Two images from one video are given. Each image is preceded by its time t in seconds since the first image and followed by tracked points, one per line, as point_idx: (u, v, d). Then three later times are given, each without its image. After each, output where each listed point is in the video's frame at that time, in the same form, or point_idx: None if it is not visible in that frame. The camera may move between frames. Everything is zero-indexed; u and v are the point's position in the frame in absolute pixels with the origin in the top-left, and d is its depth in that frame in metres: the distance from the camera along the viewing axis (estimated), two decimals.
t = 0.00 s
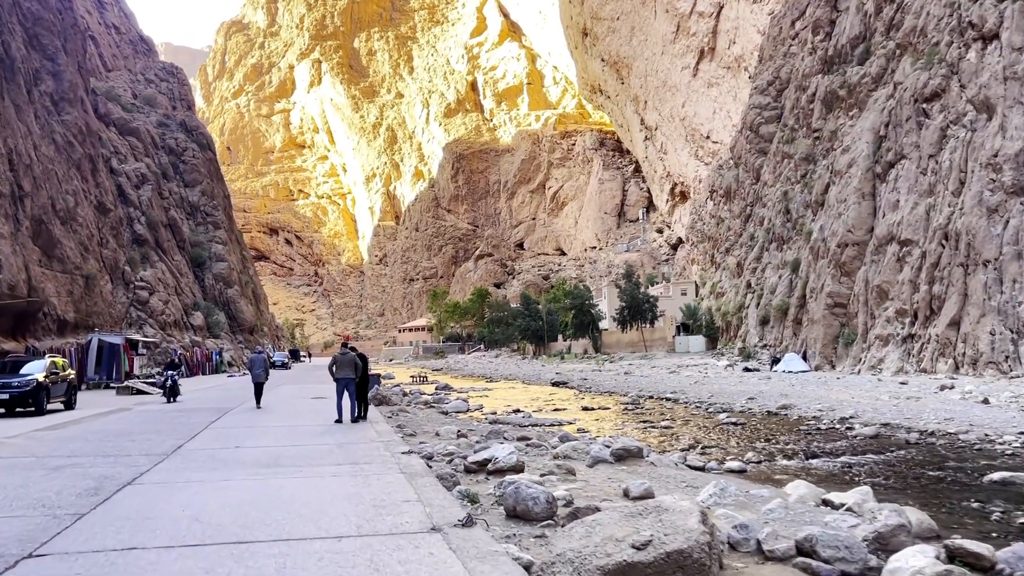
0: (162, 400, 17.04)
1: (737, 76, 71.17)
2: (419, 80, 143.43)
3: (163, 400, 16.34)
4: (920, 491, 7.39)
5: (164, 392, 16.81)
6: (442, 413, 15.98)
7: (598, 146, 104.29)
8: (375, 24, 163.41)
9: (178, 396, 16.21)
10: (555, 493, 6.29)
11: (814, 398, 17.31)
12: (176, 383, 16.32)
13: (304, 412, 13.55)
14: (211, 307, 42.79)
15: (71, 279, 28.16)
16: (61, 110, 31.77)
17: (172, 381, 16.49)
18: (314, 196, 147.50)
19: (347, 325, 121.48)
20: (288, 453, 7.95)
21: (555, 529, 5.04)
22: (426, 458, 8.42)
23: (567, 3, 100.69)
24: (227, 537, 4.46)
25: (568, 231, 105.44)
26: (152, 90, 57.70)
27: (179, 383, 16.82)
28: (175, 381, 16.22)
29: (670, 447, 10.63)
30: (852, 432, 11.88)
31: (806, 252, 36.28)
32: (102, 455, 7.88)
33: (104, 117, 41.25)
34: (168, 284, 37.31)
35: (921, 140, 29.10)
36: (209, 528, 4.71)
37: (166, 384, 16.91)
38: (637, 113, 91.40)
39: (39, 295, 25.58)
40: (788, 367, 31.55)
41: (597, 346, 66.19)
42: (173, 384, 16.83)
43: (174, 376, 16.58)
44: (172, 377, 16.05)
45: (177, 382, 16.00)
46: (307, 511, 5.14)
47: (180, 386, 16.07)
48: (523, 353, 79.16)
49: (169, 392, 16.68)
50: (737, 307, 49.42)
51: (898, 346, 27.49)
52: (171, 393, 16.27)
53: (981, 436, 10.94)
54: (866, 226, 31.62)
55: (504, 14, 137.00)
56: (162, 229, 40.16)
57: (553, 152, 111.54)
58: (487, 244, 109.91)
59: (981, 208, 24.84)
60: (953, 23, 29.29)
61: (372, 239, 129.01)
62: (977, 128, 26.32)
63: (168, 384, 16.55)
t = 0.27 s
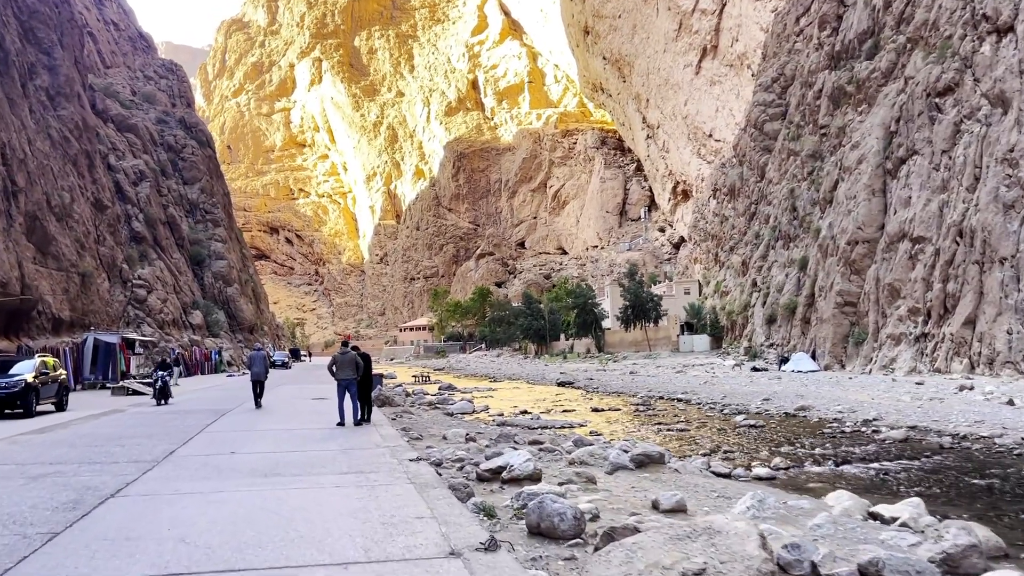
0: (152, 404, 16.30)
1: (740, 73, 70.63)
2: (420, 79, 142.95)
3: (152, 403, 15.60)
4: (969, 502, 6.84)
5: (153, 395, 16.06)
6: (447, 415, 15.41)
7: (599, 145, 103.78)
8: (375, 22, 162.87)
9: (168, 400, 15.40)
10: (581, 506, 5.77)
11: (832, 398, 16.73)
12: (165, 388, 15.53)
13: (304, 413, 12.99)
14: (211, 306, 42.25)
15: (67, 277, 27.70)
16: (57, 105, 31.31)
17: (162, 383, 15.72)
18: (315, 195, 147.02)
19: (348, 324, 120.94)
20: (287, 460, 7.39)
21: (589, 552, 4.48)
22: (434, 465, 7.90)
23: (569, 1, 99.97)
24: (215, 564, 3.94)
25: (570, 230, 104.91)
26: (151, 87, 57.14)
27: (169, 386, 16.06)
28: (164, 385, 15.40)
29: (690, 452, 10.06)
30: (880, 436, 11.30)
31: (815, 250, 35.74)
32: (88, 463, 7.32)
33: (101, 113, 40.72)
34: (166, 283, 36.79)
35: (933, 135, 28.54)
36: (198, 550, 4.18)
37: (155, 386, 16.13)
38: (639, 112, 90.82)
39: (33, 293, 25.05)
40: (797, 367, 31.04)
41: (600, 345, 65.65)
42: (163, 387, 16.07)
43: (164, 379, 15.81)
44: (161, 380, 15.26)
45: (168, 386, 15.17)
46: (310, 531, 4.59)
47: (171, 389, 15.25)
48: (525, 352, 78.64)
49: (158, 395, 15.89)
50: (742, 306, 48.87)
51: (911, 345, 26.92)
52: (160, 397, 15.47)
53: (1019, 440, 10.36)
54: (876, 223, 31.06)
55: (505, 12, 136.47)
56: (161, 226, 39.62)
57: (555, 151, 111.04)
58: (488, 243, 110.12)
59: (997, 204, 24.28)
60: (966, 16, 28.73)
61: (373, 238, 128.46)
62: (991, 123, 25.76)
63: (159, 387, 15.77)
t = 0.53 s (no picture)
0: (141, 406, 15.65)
1: (743, 71, 70.08)
2: (421, 78, 142.46)
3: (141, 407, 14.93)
4: None
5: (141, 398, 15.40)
6: (453, 417, 14.84)
7: (602, 144, 103.22)
8: (376, 21, 162.33)
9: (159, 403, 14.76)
10: (614, 523, 5.24)
11: (851, 399, 16.14)
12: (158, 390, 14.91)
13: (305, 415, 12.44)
14: (210, 305, 41.68)
15: (62, 274, 27.22)
16: (53, 100, 30.85)
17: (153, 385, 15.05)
18: (316, 194, 146.43)
19: (348, 323, 120.30)
20: (286, 468, 6.81)
21: None
22: (446, 474, 7.35)
23: None
24: None
25: (571, 229, 104.28)
26: (150, 84, 56.57)
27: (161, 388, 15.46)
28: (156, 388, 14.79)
29: (715, 457, 9.48)
30: (911, 440, 10.71)
31: (824, 247, 35.17)
32: (70, 472, 6.77)
33: (99, 109, 40.16)
34: (165, 281, 36.26)
35: (947, 130, 27.98)
36: None
37: (144, 389, 15.48)
38: (641, 110, 90.16)
39: (27, 290, 24.54)
40: (807, 367, 30.51)
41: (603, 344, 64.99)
42: (152, 390, 15.35)
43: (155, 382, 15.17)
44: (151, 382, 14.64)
45: (159, 388, 14.56)
46: (309, 555, 4.04)
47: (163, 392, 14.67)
48: (527, 352, 78.02)
49: (147, 398, 15.23)
50: (748, 305, 48.27)
51: (925, 345, 26.32)
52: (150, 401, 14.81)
53: None
54: (888, 220, 30.48)
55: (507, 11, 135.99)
56: (159, 224, 39.06)
57: (556, 150, 110.50)
58: (489, 243, 109.84)
59: (1014, 200, 23.70)
60: (981, 9, 28.20)
61: (374, 238, 127.83)
62: (1008, 117, 25.21)
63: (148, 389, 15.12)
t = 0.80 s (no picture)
0: (127, 410, 14.96)
1: (746, 69, 69.53)
2: (422, 76, 141.97)
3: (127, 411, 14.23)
4: None
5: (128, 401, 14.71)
6: (461, 419, 14.28)
7: (603, 143, 102.71)
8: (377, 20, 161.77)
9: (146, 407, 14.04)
10: (656, 546, 4.71)
11: (872, 401, 15.52)
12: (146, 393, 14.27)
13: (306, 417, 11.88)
14: (210, 304, 41.13)
15: (57, 272, 26.79)
16: (49, 94, 30.41)
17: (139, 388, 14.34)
18: (316, 193, 145.81)
19: (349, 323, 119.65)
20: (285, 479, 6.26)
21: None
22: (460, 483, 6.79)
23: None
24: None
25: (573, 228, 103.63)
26: (149, 81, 55.98)
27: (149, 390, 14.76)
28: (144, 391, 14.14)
29: (742, 463, 8.91)
30: (947, 445, 10.12)
31: (833, 245, 34.61)
32: (51, 483, 6.24)
33: (97, 105, 39.63)
34: (164, 280, 35.77)
35: (962, 125, 27.42)
36: None
37: (131, 391, 14.78)
38: (644, 109, 89.52)
39: (20, 289, 24.03)
40: (817, 366, 30.02)
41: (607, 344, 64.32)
42: (141, 392, 14.63)
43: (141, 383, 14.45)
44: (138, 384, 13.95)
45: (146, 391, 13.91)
46: None
47: (150, 394, 14.02)
48: (529, 352, 77.32)
49: (134, 400, 14.51)
50: (755, 304, 47.66)
51: (938, 344, 25.72)
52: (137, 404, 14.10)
53: None
54: (900, 217, 29.91)
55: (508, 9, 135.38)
56: (158, 221, 38.50)
57: (558, 149, 109.88)
58: (491, 242, 109.43)
59: None
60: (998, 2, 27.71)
61: (374, 237, 127.23)
62: None
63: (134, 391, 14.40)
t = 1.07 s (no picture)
0: (111, 414, 14.15)
1: (750, 68, 68.99)
2: (423, 75, 141.42)
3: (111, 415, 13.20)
4: None
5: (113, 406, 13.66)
6: (468, 422, 13.71)
7: (605, 142, 102.13)
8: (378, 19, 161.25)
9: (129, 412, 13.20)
10: (704, 573, 4.16)
11: (895, 403, 14.94)
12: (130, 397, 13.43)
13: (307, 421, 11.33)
14: (209, 303, 40.59)
15: (53, 270, 26.35)
16: (45, 89, 30.00)
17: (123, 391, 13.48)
18: (317, 192, 145.19)
19: (350, 323, 119.15)
20: (285, 490, 5.72)
21: None
22: (474, 493, 6.24)
23: None
24: None
25: (575, 227, 103.03)
26: (149, 78, 55.46)
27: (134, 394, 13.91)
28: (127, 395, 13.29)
29: (773, 472, 8.32)
30: (986, 450, 9.56)
31: (842, 243, 34.04)
32: (27, 495, 5.69)
33: (96, 101, 39.10)
34: (163, 278, 35.30)
35: (976, 120, 26.88)
36: None
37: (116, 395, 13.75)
38: (646, 108, 88.91)
39: (14, 286, 23.55)
40: (827, 367, 29.61)
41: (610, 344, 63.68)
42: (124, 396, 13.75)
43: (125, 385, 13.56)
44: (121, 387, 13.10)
45: (131, 394, 13.06)
46: None
47: (134, 398, 13.14)
48: (532, 352, 76.69)
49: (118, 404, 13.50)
50: (761, 303, 47.09)
51: (953, 344, 25.14)
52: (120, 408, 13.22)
53: None
54: (912, 214, 29.36)
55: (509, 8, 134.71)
56: (156, 219, 37.98)
57: (559, 148, 109.28)
58: (492, 241, 108.95)
59: None
60: None
61: (375, 236, 126.66)
62: None
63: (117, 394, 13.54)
